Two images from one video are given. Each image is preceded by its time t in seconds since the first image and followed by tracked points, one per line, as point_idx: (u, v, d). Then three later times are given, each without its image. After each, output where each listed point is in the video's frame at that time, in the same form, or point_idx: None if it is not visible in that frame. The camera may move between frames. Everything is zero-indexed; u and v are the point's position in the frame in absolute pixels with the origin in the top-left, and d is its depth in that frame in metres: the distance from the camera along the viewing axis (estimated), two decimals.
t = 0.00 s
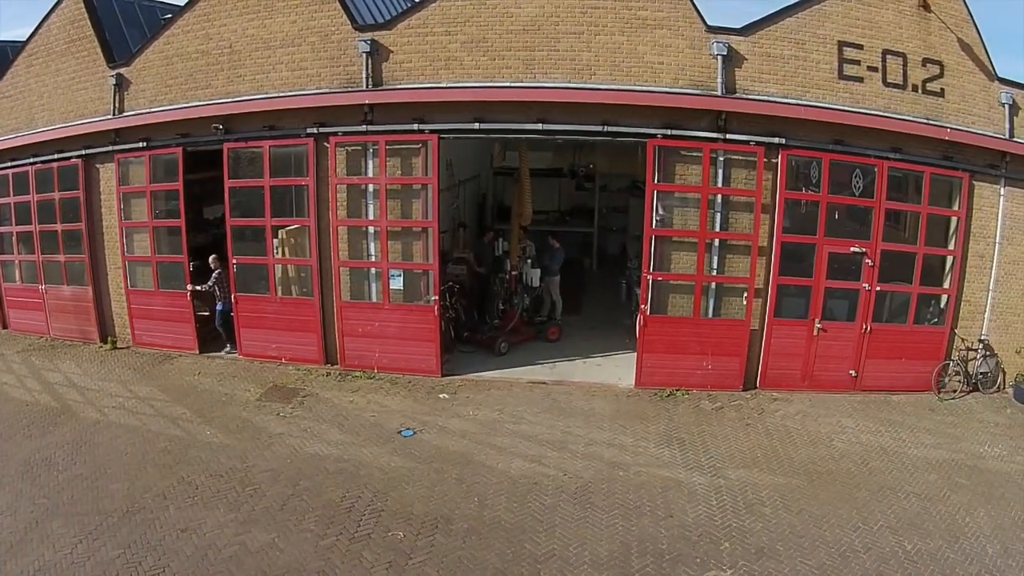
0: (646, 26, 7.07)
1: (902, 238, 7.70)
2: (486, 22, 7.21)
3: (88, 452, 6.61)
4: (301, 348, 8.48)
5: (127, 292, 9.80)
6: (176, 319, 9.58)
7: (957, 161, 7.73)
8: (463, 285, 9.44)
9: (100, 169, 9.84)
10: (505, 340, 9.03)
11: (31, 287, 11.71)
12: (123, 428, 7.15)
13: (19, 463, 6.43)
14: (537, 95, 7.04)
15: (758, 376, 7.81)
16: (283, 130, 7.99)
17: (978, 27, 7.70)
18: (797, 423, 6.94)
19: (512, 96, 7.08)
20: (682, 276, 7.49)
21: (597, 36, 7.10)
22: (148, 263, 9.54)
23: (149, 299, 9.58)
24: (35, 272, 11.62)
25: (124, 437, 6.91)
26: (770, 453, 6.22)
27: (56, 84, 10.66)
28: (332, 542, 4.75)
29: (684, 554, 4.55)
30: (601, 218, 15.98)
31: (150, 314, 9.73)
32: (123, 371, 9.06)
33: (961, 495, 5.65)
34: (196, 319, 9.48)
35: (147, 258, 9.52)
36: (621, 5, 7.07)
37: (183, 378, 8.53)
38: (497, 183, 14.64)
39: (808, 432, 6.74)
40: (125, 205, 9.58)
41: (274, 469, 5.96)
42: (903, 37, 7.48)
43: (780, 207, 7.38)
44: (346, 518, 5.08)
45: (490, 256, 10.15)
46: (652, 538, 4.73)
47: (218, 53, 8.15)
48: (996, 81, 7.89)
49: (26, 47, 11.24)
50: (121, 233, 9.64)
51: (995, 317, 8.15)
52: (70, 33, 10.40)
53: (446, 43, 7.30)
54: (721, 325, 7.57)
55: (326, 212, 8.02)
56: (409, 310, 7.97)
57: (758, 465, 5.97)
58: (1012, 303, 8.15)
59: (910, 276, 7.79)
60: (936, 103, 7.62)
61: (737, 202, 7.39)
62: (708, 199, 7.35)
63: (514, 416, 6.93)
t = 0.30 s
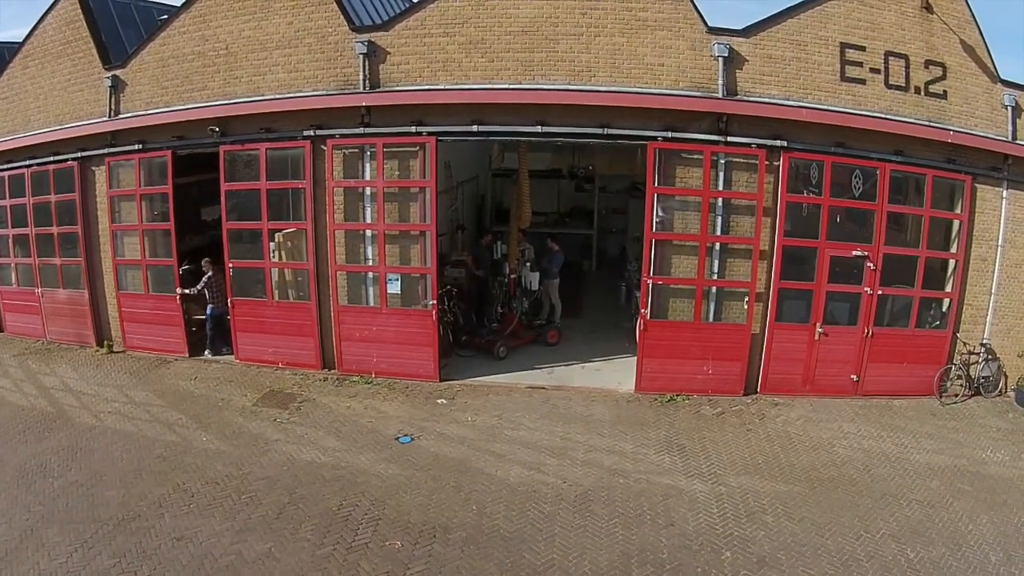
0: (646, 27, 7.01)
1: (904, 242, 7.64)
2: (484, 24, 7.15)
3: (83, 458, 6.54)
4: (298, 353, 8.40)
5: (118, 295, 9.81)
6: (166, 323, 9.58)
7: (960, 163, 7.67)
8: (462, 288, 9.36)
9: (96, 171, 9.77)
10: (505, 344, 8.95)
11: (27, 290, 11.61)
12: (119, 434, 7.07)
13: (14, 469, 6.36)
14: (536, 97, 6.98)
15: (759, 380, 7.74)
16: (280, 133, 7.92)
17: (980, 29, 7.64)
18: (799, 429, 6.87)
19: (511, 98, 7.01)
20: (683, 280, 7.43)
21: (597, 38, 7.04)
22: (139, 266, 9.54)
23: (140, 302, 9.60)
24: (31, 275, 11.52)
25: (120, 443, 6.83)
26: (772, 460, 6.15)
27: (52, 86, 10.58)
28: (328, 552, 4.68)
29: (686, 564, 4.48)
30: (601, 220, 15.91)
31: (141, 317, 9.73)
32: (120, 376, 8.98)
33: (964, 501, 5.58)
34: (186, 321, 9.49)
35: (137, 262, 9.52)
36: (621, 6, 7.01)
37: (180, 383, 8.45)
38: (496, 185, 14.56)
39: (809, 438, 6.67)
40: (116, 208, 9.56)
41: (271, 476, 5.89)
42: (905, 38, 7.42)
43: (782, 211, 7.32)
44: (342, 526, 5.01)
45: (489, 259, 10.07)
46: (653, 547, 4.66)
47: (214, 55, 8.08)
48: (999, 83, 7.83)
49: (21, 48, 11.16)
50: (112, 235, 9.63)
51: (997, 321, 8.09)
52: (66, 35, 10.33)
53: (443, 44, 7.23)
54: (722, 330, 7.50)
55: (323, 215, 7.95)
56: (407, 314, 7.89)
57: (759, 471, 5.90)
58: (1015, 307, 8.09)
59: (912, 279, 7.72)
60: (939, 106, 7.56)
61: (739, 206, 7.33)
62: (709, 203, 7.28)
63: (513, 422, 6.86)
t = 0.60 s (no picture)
0: (648, 28, 6.91)
1: (908, 245, 7.54)
2: (483, 24, 7.05)
3: (76, 466, 6.42)
4: (294, 358, 8.29)
5: (108, 298, 9.76)
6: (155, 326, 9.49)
7: (965, 166, 7.58)
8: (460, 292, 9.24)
9: (90, 173, 9.65)
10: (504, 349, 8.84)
11: (22, 293, 11.47)
12: (112, 441, 6.95)
13: (6, 477, 6.24)
14: (536, 98, 6.87)
15: (762, 386, 7.64)
16: (275, 135, 7.82)
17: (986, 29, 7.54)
18: (803, 435, 6.77)
19: (510, 99, 6.91)
20: (685, 284, 7.33)
21: (597, 38, 6.94)
22: (128, 270, 9.48)
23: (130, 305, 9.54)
24: (25, 278, 11.39)
25: (113, 450, 6.71)
26: (775, 467, 6.04)
27: (46, 87, 10.47)
28: (323, 564, 4.57)
29: None
30: (601, 221, 15.75)
31: (131, 321, 9.66)
32: (115, 381, 8.86)
33: (972, 510, 5.47)
34: (175, 324, 9.40)
35: (127, 265, 9.45)
36: (622, 6, 6.91)
37: (175, 388, 8.34)
38: (495, 186, 14.45)
39: (813, 444, 6.57)
40: (107, 211, 9.50)
41: (266, 485, 5.78)
42: (910, 39, 7.32)
43: (786, 214, 7.22)
44: (338, 537, 4.89)
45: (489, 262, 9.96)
46: (656, 559, 4.55)
47: (209, 55, 7.97)
48: (1004, 84, 7.73)
49: (15, 49, 11.04)
50: (102, 238, 9.58)
51: (1002, 325, 7.99)
52: (60, 35, 10.22)
53: (442, 45, 7.13)
54: (725, 335, 7.40)
55: (319, 219, 7.84)
56: (405, 319, 7.78)
57: (763, 480, 5.79)
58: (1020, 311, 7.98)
59: (917, 283, 7.62)
60: (944, 107, 7.47)
61: (742, 209, 7.22)
62: (712, 206, 7.18)
63: (512, 429, 6.75)
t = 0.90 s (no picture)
0: (651, 24, 6.77)
1: (916, 246, 7.41)
2: (483, 20, 6.91)
3: (67, 471, 6.27)
4: (291, 361, 8.15)
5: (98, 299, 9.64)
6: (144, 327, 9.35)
7: (973, 165, 7.45)
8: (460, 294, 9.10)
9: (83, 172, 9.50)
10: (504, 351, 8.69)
11: (15, 294, 11.30)
12: (105, 446, 6.80)
13: None
14: (536, 96, 6.74)
15: (768, 390, 7.50)
16: (270, 133, 7.68)
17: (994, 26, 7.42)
18: (809, 440, 6.63)
19: (511, 96, 6.77)
20: (689, 286, 7.19)
21: (599, 34, 6.80)
22: (117, 271, 9.35)
23: (119, 306, 9.41)
24: (19, 279, 11.22)
25: (105, 455, 6.56)
26: (782, 473, 5.90)
27: (39, 85, 10.32)
28: None
29: None
30: (601, 221, 15.61)
31: (121, 322, 9.53)
32: (109, 384, 8.71)
33: (983, 517, 5.34)
34: (165, 325, 9.26)
35: (116, 267, 9.34)
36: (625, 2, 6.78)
37: (170, 391, 8.19)
38: (495, 186, 14.31)
39: (820, 450, 6.43)
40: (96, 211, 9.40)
41: (260, 492, 5.64)
42: (918, 36, 7.19)
43: (792, 214, 7.08)
44: (333, 547, 4.75)
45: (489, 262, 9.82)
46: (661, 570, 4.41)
47: (203, 52, 7.83)
48: (1012, 83, 7.61)
49: (9, 48, 10.90)
50: (91, 239, 9.48)
51: (1010, 327, 7.85)
52: (53, 33, 10.07)
53: (441, 41, 6.99)
54: (729, 337, 7.26)
55: (316, 219, 7.70)
56: (403, 321, 7.64)
57: (770, 487, 5.65)
58: None
59: (924, 285, 7.49)
60: (952, 105, 7.34)
61: (747, 209, 7.08)
62: (717, 206, 7.04)
63: (512, 434, 6.60)
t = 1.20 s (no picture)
0: (656, 17, 6.61)
1: (927, 246, 7.25)
2: (483, 14, 6.74)
3: (57, 477, 6.10)
4: (288, 363, 7.98)
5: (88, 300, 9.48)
6: (134, 328, 9.18)
7: (984, 164, 7.29)
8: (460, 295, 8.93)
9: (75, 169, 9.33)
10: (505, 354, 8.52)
11: (8, 295, 11.12)
12: (96, 451, 6.62)
13: None
14: (539, 91, 6.57)
15: (776, 393, 7.34)
16: (265, 130, 7.51)
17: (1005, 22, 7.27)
18: (818, 445, 6.47)
19: (512, 92, 6.61)
20: (695, 287, 7.02)
21: (603, 28, 6.64)
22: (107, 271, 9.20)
23: (109, 307, 9.25)
24: (12, 279, 11.04)
25: (97, 461, 6.39)
26: (791, 480, 5.74)
27: (32, 82, 10.15)
28: None
29: None
30: (603, 221, 15.51)
31: (111, 323, 9.37)
32: (102, 387, 8.53)
33: (998, 525, 5.18)
34: (154, 326, 9.09)
35: (106, 267, 9.18)
36: None
37: (164, 394, 8.02)
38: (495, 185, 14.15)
39: (830, 455, 6.27)
40: (87, 210, 9.26)
41: (255, 500, 5.46)
42: (928, 31, 7.03)
43: (801, 213, 6.92)
44: (329, 558, 4.59)
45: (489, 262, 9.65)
46: None
47: (198, 47, 7.66)
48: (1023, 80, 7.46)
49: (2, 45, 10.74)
50: (81, 239, 9.33)
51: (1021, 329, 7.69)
52: (47, 29, 9.91)
53: (440, 36, 6.82)
54: (737, 340, 7.10)
55: (313, 218, 7.53)
56: (402, 323, 7.47)
57: (780, 494, 5.48)
58: None
59: (935, 286, 7.33)
60: (963, 102, 7.18)
61: (755, 208, 6.92)
62: (724, 205, 6.88)
63: (514, 440, 6.43)
